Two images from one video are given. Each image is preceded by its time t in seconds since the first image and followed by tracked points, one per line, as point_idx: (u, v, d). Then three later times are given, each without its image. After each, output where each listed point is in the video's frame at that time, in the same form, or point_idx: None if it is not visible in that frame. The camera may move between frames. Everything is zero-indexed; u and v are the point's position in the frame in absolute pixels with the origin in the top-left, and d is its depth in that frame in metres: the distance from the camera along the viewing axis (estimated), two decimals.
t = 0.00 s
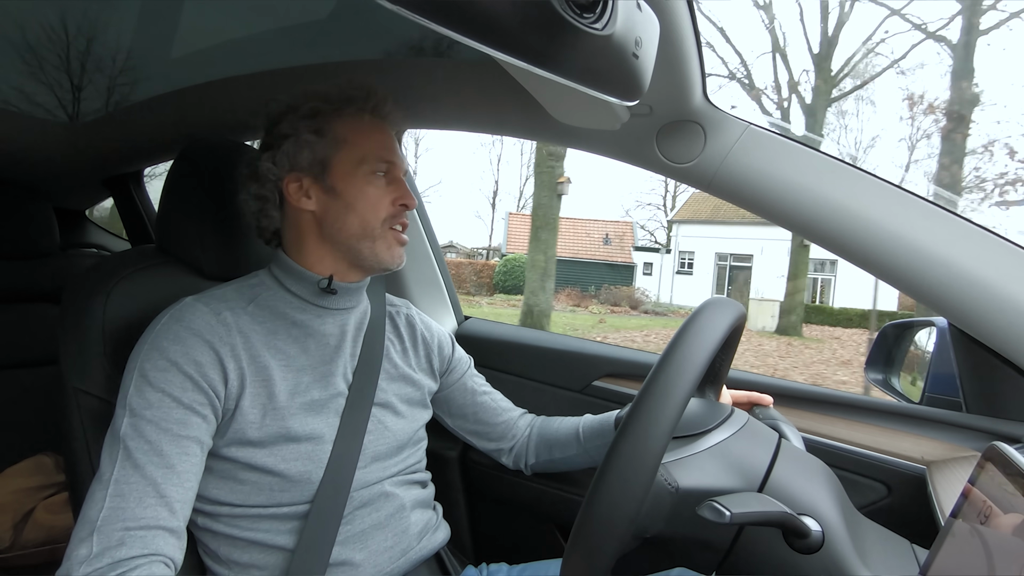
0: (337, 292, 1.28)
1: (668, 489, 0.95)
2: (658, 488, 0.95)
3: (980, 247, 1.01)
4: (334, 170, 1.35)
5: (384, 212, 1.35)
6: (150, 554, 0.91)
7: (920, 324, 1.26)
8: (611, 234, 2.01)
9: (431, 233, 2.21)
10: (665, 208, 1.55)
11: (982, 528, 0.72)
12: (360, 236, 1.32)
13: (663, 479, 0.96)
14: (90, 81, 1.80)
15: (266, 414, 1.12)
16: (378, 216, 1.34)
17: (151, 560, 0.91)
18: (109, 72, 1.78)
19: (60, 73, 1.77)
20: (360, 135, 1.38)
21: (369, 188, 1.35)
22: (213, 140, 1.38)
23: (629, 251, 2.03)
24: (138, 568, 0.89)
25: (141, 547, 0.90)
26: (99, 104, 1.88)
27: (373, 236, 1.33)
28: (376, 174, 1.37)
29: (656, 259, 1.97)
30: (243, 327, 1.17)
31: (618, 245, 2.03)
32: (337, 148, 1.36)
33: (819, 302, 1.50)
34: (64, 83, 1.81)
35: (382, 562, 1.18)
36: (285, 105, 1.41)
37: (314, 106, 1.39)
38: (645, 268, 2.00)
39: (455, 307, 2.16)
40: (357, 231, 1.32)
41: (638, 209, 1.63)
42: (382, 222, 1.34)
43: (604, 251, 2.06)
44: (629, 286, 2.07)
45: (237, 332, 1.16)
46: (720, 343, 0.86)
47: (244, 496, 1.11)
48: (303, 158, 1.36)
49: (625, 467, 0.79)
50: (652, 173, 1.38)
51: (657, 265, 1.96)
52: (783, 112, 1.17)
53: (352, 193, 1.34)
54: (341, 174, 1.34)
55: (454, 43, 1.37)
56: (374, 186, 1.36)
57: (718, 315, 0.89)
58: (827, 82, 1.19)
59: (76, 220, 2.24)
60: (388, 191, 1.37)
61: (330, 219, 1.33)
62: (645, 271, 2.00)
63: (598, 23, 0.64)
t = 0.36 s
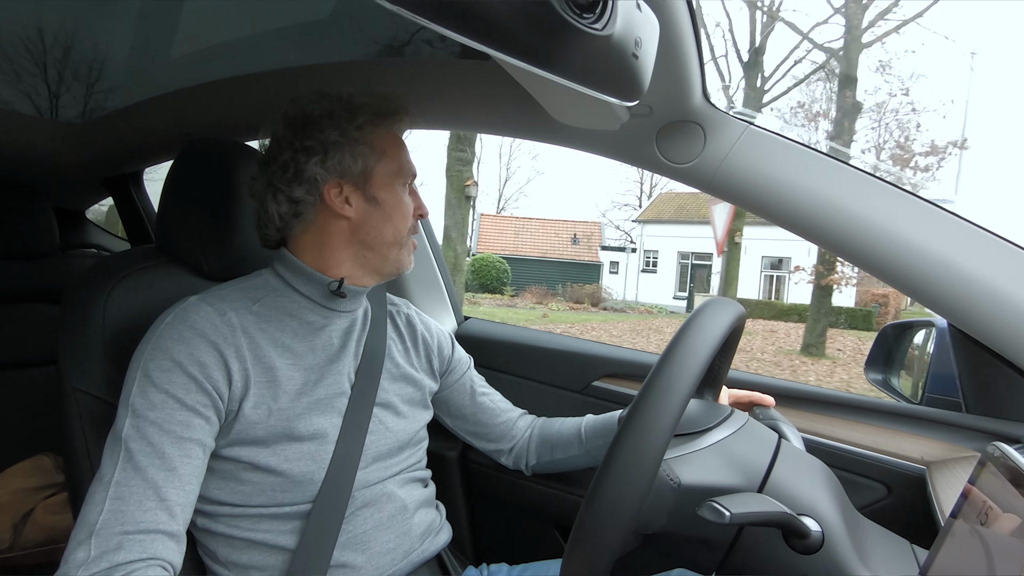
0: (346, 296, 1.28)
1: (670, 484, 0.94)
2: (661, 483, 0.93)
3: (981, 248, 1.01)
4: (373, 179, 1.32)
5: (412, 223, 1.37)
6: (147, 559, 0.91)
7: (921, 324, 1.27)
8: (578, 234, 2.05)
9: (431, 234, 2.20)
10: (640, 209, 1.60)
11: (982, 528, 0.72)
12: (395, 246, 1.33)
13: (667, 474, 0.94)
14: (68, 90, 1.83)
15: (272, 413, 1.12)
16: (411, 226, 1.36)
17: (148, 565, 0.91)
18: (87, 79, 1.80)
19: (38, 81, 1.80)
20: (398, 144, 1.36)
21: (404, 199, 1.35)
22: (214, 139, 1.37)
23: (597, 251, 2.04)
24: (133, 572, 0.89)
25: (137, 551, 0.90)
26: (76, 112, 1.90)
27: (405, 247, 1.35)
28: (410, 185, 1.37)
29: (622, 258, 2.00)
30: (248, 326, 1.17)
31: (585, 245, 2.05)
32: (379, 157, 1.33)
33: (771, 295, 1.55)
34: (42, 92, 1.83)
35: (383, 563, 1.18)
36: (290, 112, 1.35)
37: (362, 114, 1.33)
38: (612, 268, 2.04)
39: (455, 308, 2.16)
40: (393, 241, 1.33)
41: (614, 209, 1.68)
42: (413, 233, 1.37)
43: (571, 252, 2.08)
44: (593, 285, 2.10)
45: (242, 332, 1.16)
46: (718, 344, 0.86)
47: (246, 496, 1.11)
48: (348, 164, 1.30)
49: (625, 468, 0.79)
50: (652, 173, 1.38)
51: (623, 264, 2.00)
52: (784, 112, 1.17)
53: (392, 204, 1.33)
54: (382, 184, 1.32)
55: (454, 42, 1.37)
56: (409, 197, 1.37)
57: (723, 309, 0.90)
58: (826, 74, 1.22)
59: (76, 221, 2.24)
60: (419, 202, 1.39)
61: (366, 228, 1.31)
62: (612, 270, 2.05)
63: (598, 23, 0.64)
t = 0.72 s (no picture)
0: (341, 296, 1.28)
1: (670, 484, 0.95)
2: (661, 483, 0.94)
3: (983, 248, 1.01)
4: (334, 172, 1.32)
5: (376, 220, 1.29)
6: (128, 557, 0.88)
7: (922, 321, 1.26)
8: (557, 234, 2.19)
9: (431, 234, 2.21)
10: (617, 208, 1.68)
11: (982, 529, 0.72)
12: (349, 243, 1.27)
13: (667, 474, 0.95)
14: (54, 95, 1.84)
15: (274, 413, 1.13)
16: (372, 224, 1.28)
17: (130, 562, 0.87)
18: (72, 84, 1.80)
19: (24, 88, 1.80)
20: (365, 138, 1.33)
21: (363, 194, 1.29)
22: (216, 140, 1.37)
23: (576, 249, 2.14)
24: (109, 569, 0.85)
25: (116, 549, 0.88)
26: (63, 115, 1.91)
27: (359, 244, 1.27)
28: (376, 181, 1.31)
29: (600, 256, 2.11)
30: (250, 326, 1.17)
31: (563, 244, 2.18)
32: (342, 153, 1.32)
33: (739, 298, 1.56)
34: (28, 99, 1.84)
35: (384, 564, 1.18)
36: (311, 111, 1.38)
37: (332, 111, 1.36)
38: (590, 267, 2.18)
39: (455, 308, 2.16)
40: (348, 237, 1.27)
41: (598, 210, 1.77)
42: (377, 232, 1.28)
43: (551, 250, 2.23)
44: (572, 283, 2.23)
45: (244, 331, 1.16)
46: (718, 343, 0.86)
47: (248, 496, 1.11)
48: (306, 161, 1.35)
49: (625, 468, 0.79)
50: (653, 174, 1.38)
51: (601, 262, 2.11)
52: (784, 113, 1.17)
53: (348, 199, 1.29)
54: (343, 180, 1.30)
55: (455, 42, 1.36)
56: (373, 193, 1.30)
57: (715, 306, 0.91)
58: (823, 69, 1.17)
59: (76, 221, 2.24)
60: (387, 198, 1.31)
61: (320, 220, 1.30)
62: (591, 269, 2.18)
63: (598, 23, 0.64)
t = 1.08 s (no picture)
0: (330, 301, 1.27)
1: (671, 484, 0.94)
2: (661, 483, 0.93)
3: (981, 248, 1.01)
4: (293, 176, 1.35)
5: (305, 220, 1.25)
6: (109, 556, 0.87)
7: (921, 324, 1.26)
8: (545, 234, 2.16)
9: (431, 234, 2.22)
10: (607, 208, 1.67)
11: (982, 528, 0.72)
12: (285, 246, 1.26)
13: (668, 473, 0.95)
14: (45, 98, 1.84)
15: (268, 414, 1.12)
16: (301, 226, 1.25)
17: (109, 563, 0.87)
18: (64, 85, 1.81)
19: (14, 89, 1.80)
20: (314, 140, 1.32)
21: (299, 195, 1.28)
22: (216, 140, 1.37)
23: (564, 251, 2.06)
24: (88, 570, 0.85)
25: (99, 548, 0.87)
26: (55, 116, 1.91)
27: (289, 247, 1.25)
28: (314, 182, 1.28)
29: (587, 256, 1.97)
30: (243, 327, 1.17)
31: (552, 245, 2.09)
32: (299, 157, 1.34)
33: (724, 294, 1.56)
34: (19, 101, 1.84)
35: (382, 564, 1.18)
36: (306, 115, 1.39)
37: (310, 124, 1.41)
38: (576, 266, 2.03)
39: (455, 308, 2.16)
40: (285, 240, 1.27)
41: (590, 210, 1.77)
42: (304, 234, 1.24)
43: (537, 250, 2.17)
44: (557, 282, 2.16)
45: (236, 332, 1.16)
46: (719, 343, 0.86)
47: (243, 496, 1.11)
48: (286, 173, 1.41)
49: (622, 468, 0.79)
50: (654, 174, 1.38)
51: (587, 262, 1.98)
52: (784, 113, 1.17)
53: (290, 201, 1.29)
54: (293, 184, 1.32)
55: (449, 42, 1.37)
56: (309, 192, 1.27)
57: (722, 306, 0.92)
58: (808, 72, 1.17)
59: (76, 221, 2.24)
60: (319, 198, 1.26)
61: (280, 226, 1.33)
62: (575, 268, 2.03)
63: (597, 23, 0.64)
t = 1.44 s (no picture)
0: (324, 302, 1.27)
1: (674, 479, 0.95)
2: (665, 479, 0.94)
3: (981, 248, 1.01)
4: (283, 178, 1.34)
5: (297, 220, 1.24)
6: (108, 555, 0.87)
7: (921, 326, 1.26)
8: (537, 233, 2.15)
9: (431, 234, 2.22)
10: (601, 207, 1.64)
11: (982, 529, 0.73)
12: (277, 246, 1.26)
13: (670, 469, 0.95)
14: (39, 97, 1.81)
15: (263, 415, 1.12)
16: (292, 226, 1.25)
17: (107, 561, 0.87)
18: (59, 85, 1.78)
19: (9, 90, 1.77)
20: (303, 141, 1.32)
21: (289, 195, 1.27)
22: (215, 140, 1.37)
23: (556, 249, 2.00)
24: (87, 568, 0.85)
25: (97, 548, 0.87)
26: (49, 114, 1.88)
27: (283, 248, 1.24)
28: (303, 181, 1.27)
29: (580, 254, 2.00)
30: (238, 328, 1.17)
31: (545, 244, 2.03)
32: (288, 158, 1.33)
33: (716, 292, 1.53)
34: (14, 100, 1.80)
35: (382, 564, 1.18)
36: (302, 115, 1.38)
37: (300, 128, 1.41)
38: (569, 265, 2.04)
39: (455, 308, 2.16)
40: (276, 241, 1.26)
41: (583, 210, 1.72)
42: (296, 233, 1.24)
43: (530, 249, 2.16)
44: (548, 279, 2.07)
45: (232, 333, 1.16)
46: (719, 342, 0.86)
47: (240, 496, 1.11)
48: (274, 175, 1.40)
49: (622, 468, 0.78)
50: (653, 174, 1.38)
51: (580, 261, 2.00)
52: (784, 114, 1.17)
53: (280, 201, 1.28)
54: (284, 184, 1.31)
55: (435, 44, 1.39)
56: (298, 192, 1.27)
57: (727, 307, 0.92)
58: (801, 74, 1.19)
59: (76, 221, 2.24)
60: (309, 197, 1.26)
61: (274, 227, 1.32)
62: (569, 267, 2.04)
63: (597, 23, 0.64)
